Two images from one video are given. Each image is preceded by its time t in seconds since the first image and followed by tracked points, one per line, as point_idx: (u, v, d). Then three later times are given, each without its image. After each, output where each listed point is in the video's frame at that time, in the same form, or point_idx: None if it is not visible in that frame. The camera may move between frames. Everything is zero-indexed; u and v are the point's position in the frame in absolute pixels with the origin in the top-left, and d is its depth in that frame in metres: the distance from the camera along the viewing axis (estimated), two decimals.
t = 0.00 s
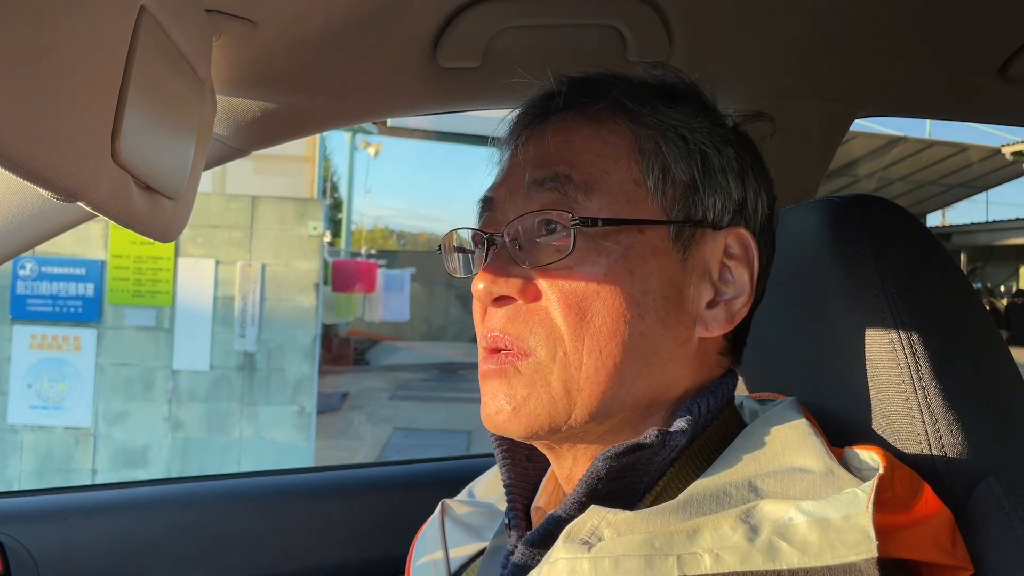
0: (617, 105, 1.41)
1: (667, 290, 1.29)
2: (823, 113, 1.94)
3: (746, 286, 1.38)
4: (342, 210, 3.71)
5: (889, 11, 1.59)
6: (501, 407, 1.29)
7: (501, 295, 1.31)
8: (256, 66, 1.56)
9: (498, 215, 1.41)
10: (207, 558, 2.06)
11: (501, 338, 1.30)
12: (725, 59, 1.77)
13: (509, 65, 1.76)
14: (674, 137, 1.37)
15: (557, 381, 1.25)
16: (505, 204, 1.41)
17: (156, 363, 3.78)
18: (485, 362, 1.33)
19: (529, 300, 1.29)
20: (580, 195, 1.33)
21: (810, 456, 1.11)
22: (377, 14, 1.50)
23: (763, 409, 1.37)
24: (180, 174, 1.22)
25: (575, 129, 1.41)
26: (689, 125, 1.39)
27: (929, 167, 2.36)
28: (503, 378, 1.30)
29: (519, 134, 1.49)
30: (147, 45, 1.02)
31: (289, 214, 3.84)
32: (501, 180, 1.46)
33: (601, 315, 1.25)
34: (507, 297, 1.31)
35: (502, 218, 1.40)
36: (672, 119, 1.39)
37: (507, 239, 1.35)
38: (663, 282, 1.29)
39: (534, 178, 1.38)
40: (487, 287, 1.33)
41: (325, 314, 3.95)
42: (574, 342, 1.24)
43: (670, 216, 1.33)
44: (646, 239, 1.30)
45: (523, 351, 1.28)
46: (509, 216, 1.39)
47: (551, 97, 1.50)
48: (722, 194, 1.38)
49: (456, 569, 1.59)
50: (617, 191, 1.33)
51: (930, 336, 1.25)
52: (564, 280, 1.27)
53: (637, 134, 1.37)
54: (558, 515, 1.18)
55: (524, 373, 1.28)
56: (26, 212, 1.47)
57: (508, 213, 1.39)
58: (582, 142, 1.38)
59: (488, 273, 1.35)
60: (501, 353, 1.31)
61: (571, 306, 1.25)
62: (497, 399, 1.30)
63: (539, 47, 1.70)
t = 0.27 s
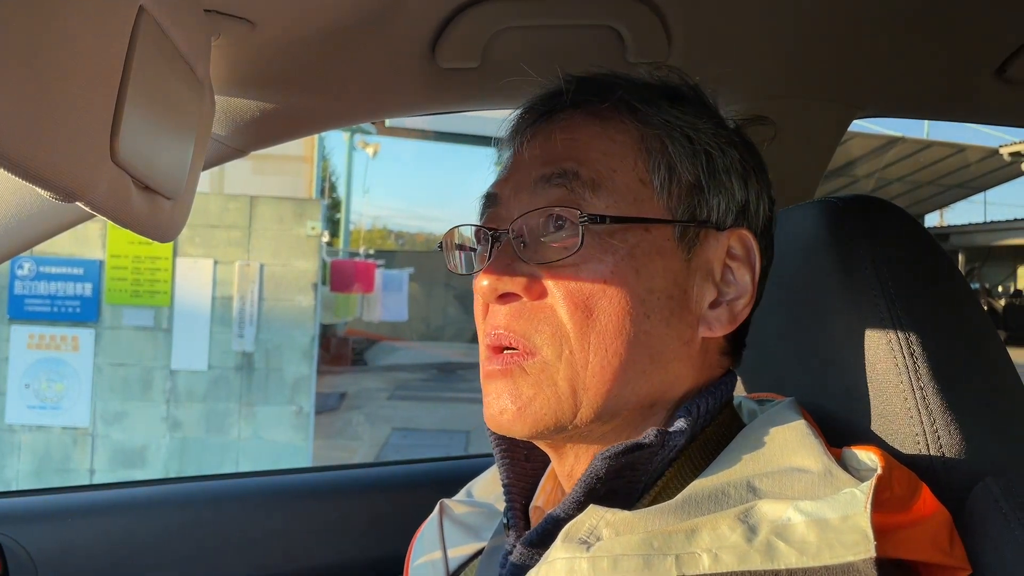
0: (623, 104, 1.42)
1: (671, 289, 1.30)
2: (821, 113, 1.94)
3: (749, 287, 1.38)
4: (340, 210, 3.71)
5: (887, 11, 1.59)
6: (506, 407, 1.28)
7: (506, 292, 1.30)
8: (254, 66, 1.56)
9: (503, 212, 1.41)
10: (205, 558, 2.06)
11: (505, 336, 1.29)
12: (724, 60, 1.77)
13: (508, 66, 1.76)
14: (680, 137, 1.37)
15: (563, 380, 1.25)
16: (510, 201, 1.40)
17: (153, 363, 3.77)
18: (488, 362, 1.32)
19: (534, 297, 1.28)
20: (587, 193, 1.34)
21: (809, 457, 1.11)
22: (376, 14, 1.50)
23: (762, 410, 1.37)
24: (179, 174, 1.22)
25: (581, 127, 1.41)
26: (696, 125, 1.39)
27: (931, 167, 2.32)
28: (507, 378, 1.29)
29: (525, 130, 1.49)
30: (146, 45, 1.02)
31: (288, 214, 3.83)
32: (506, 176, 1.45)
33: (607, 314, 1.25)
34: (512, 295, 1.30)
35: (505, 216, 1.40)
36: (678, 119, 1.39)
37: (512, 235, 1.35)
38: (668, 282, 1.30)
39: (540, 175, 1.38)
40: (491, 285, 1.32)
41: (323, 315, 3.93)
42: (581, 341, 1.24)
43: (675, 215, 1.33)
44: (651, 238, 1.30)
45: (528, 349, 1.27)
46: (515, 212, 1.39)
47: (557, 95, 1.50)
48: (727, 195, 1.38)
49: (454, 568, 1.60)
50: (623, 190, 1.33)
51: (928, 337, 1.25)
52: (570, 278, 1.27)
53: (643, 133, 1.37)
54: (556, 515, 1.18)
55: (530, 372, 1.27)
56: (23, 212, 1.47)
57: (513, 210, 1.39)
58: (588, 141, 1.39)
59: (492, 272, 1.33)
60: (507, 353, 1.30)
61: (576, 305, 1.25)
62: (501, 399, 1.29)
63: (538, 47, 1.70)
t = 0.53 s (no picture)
0: (622, 105, 1.41)
1: (671, 290, 1.30)
2: (820, 113, 1.94)
3: (747, 287, 1.39)
4: (339, 210, 3.70)
5: (887, 12, 1.59)
6: (515, 423, 1.28)
7: (506, 293, 1.30)
8: (254, 65, 1.56)
9: (501, 212, 1.40)
10: (203, 558, 2.06)
11: (506, 339, 1.29)
12: (723, 59, 1.77)
13: (507, 65, 1.76)
14: (679, 137, 1.37)
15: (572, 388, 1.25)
16: (509, 201, 1.40)
17: (151, 363, 3.77)
18: (496, 381, 1.32)
19: (534, 298, 1.28)
20: (586, 193, 1.33)
21: (809, 455, 1.11)
22: (376, 13, 1.50)
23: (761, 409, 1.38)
24: (178, 173, 1.22)
25: (580, 127, 1.41)
26: (694, 125, 1.39)
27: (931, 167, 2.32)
28: (517, 397, 1.29)
29: (524, 129, 1.48)
30: (146, 43, 1.02)
31: (286, 214, 3.82)
32: (504, 176, 1.45)
33: (608, 316, 1.25)
34: (512, 296, 1.30)
35: (505, 216, 1.39)
36: (677, 119, 1.39)
37: (511, 237, 1.35)
38: (668, 282, 1.30)
39: (539, 175, 1.38)
40: (490, 285, 1.31)
41: (321, 315, 3.92)
42: (583, 344, 1.24)
43: (675, 215, 1.33)
44: (651, 239, 1.30)
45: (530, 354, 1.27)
46: (514, 214, 1.38)
47: (556, 95, 1.50)
48: (726, 194, 1.38)
49: (453, 568, 1.60)
50: (622, 190, 1.33)
51: (928, 336, 1.25)
52: (570, 280, 1.27)
53: (642, 133, 1.37)
54: (556, 515, 1.18)
55: (541, 388, 1.27)
56: (22, 210, 1.46)
57: (513, 210, 1.39)
58: (588, 140, 1.38)
59: (490, 271, 1.33)
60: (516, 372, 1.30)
61: (577, 307, 1.25)
62: (511, 417, 1.29)
63: (537, 46, 1.70)
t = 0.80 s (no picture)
0: (610, 112, 1.39)
1: (666, 302, 1.30)
2: (817, 115, 1.94)
3: (737, 292, 1.40)
4: (338, 209, 3.71)
5: (884, 14, 1.60)
6: (505, 432, 1.27)
7: (501, 313, 1.28)
8: (252, 65, 1.55)
9: (489, 224, 1.37)
10: (199, 559, 2.05)
11: (501, 357, 1.28)
12: (720, 60, 1.77)
13: (504, 65, 1.76)
14: (669, 144, 1.35)
15: (564, 398, 1.24)
16: (497, 215, 1.37)
17: (150, 362, 3.78)
18: (483, 387, 1.31)
19: (529, 316, 1.27)
20: (580, 206, 1.31)
21: (799, 458, 1.11)
22: (373, 13, 1.49)
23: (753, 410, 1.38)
24: (176, 174, 1.22)
25: (567, 135, 1.38)
26: (682, 131, 1.38)
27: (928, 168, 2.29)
28: (507, 404, 1.27)
29: (508, 136, 1.45)
30: (144, 44, 1.02)
31: (285, 214, 3.82)
32: (489, 187, 1.41)
33: (605, 331, 1.24)
34: (508, 315, 1.28)
35: (494, 230, 1.36)
36: (666, 125, 1.37)
37: (502, 254, 1.31)
38: (663, 294, 1.30)
39: (530, 188, 1.34)
40: (483, 305, 1.30)
41: (321, 315, 3.99)
42: (580, 359, 1.23)
43: (669, 226, 1.33)
44: (647, 251, 1.29)
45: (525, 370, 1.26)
46: (504, 228, 1.35)
47: (539, 100, 1.46)
48: (716, 201, 1.39)
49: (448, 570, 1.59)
50: (616, 202, 1.31)
51: (926, 338, 1.25)
52: (566, 296, 1.25)
53: (633, 142, 1.35)
54: (548, 519, 1.18)
55: (529, 396, 1.26)
56: (18, 209, 1.46)
57: (502, 226, 1.35)
58: (580, 150, 1.35)
59: (483, 290, 1.31)
60: (504, 378, 1.29)
61: (574, 322, 1.24)
62: (500, 424, 1.28)
63: (534, 47, 1.70)
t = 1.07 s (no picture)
0: (658, 106, 1.40)
1: (697, 300, 1.31)
2: (817, 115, 1.94)
3: (759, 299, 1.41)
4: (335, 209, 3.68)
5: (882, 14, 1.60)
6: (523, 404, 1.25)
7: (536, 292, 1.27)
8: (250, 65, 1.55)
9: (527, 207, 1.38)
10: (198, 560, 2.05)
11: (529, 335, 1.26)
12: (720, 60, 1.77)
13: (504, 66, 1.76)
14: (712, 145, 1.38)
15: (588, 380, 1.22)
16: (537, 199, 1.37)
17: (147, 362, 3.75)
18: (503, 357, 1.28)
19: (563, 298, 1.26)
20: (625, 196, 1.32)
21: (805, 458, 1.11)
22: (372, 13, 1.49)
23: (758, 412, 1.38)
24: (174, 174, 1.21)
25: (613, 126, 1.39)
26: (725, 134, 1.41)
27: (924, 169, 2.35)
28: (529, 374, 1.25)
29: (552, 123, 1.45)
30: (141, 44, 1.02)
31: (282, 213, 3.82)
32: (529, 170, 1.41)
33: (640, 321, 1.24)
34: (541, 296, 1.27)
35: (535, 211, 1.37)
36: (711, 126, 1.40)
37: (542, 233, 1.32)
38: (695, 292, 1.31)
39: (575, 174, 1.35)
40: (519, 283, 1.28)
41: (318, 314, 3.93)
42: (611, 344, 1.22)
43: (705, 225, 1.34)
44: (685, 247, 1.30)
45: (551, 347, 1.24)
46: (546, 210, 1.35)
47: (585, 91, 1.47)
48: (750, 207, 1.41)
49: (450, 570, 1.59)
50: (659, 196, 1.33)
51: (925, 339, 1.25)
52: (604, 282, 1.25)
53: (679, 139, 1.37)
54: (553, 517, 1.18)
55: (552, 369, 1.24)
56: (16, 209, 1.45)
57: (542, 209, 1.36)
58: (626, 141, 1.36)
59: (519, 270, 1.30)
60: (526, 350, 1.26)
61: (609, 309, 1.24)
62: (518, 395, 1.25)
63: (534, 47, 1.70)
